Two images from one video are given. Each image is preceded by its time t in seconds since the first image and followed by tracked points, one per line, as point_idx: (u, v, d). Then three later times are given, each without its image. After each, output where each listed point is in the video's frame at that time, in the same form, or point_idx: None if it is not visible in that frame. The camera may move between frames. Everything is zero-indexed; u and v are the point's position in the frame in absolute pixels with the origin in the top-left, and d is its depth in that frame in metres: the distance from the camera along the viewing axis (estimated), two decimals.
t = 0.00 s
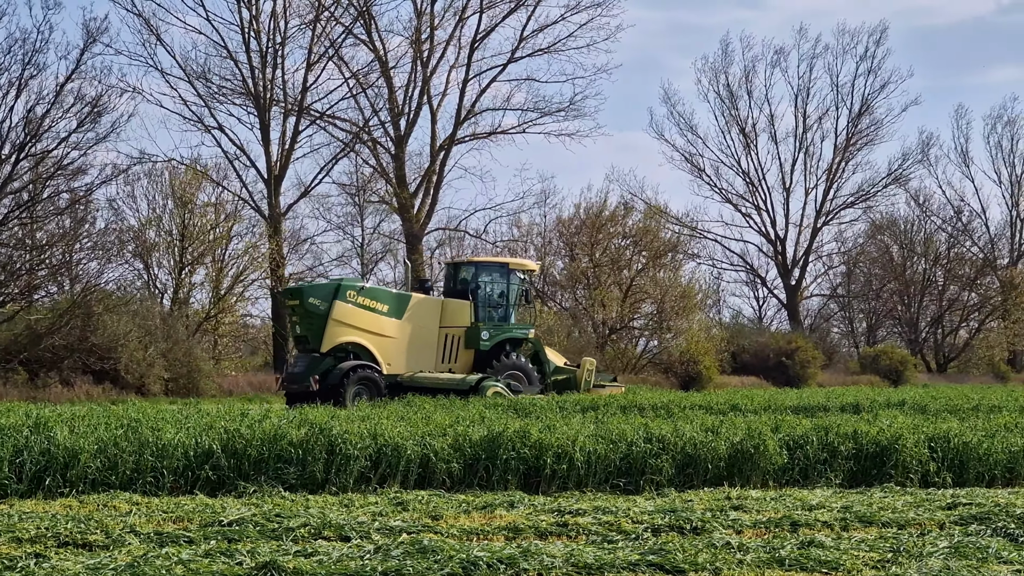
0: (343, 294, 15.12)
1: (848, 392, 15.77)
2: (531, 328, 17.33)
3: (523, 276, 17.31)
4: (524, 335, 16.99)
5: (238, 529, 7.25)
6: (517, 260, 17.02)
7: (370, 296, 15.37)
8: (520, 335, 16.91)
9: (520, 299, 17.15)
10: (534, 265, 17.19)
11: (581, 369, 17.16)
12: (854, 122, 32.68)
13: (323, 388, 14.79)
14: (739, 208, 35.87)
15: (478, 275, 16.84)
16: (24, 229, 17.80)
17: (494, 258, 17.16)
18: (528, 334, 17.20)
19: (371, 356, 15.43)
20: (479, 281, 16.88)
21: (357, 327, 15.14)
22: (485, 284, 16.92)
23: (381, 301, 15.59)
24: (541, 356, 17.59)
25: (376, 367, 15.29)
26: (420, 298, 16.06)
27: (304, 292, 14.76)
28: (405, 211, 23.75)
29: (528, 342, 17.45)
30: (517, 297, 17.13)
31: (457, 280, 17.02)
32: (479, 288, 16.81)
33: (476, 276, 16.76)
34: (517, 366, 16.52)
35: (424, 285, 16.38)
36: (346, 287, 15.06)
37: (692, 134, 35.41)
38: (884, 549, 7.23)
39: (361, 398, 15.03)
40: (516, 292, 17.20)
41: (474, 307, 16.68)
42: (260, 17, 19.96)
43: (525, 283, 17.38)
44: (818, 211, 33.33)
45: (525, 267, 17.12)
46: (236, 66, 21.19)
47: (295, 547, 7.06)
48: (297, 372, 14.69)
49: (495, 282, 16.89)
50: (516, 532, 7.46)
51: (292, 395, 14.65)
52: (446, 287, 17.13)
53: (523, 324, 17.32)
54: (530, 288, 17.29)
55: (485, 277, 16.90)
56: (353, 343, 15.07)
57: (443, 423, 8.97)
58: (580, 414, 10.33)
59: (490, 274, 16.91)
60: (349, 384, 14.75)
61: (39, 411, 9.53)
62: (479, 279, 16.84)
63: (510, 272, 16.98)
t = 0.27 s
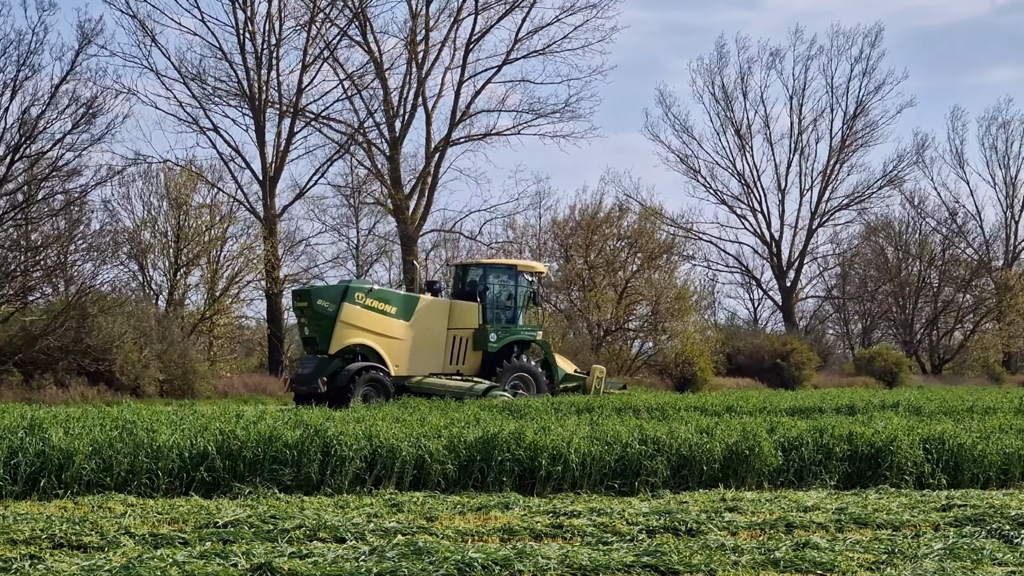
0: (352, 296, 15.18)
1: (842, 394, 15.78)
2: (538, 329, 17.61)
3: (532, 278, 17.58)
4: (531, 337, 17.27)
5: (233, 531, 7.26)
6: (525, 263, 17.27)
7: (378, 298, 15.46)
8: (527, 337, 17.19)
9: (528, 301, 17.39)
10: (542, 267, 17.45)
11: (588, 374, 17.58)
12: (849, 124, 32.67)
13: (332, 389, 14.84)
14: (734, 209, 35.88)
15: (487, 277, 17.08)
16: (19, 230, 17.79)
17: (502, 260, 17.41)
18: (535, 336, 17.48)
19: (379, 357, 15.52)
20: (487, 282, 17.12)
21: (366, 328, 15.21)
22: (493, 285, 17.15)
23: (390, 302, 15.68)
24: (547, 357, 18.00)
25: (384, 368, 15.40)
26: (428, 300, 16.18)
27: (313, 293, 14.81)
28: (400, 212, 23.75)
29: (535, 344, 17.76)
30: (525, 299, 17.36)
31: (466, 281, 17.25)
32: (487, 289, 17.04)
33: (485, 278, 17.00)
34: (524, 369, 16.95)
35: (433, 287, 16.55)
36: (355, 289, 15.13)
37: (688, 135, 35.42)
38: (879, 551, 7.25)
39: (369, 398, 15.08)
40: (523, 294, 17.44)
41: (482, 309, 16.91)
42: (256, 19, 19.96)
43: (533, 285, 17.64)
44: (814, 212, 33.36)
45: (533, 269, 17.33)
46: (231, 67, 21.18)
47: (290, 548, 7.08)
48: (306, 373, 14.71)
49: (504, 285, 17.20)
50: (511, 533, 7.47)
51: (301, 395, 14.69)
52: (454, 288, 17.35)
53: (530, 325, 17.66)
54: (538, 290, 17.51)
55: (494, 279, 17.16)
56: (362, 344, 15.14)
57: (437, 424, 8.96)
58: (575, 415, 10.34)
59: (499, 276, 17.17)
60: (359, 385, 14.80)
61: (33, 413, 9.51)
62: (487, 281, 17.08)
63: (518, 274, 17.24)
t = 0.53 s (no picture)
0: (362, 297, 15.51)
1: (841, 394, 15.77)
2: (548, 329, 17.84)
3: (541, 278, 17.83)
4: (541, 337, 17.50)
5: (231, 532, 7.27)
6: (535, 263, 17.53)
7: (388, 298, 15.79)
8: (537, 337, 17.42)
9: (538, 301, 17.64)
10: (551, 268, 17.72)
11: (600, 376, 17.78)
12: (847, 125, 32.67)
13: (343, 389, 15.14)
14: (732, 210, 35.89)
15: (497, 277, 17.33)
16: (17, 231, 17.81)
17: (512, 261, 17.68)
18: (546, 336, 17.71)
19: (390, 357, 15.83)
20: (497, 283, 17.32)
21: (376, 328, 15.54)
22: (503, 286, 17.36)
23: (400, 302, 16.01)
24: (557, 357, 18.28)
25: (394, 368, 15.71)
26: (438, 300, 16.47)
27: (324, 294, 15.15)
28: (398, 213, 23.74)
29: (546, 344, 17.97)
30: (535, 299, 17.61)
31: (476, 282, 17.49)
32: (497, 290, 17.26)
33: (495, 278, 17.24)
34: (535, 369, 17.22)
35: (444, 287, 16.84)
36: (364, 290, 15.45)
37: (686, 136, 35.44)
38: (876, 552, 7.27)
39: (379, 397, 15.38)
40: (533, 294, 17.70)
41: (492, 309, 17.16)
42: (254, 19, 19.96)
43: (542, 286, 17.88)
44: (811, 213, 33.36)
45: (543, 269, 17.59)
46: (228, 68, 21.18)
47: (288, 549, 7.09)
48: (317, 374, 15.03)
49: (515, 285, 17.44)
50: (509, 534, 7.48)
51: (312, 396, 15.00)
52: (465, 289, 17.59)
53: (541, 325, 17.87)
54: (547, 290, 17.78)
55: (504, 279, 17.40)
56: (372, 344, 15.46)
57: (436, 425, 8.95)
58: (574, 416, 10.34)
59: (510, 276, 17.42)
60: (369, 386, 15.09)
61: (32, 414, 9.52)
62: (497, 282, 17.29)
63: (528, 274, 17.51)
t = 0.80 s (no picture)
0: (370, 299, 15.70)
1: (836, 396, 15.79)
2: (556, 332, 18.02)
3: (550, 281, 17.99)
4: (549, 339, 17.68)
5: (226, 534, 7.27)
6: (544, 266, 17.69)
7: (396, 300, 16.00)
8: (546, 339, 17.60)
9: (546, 303, 17.86)
10: (560, 270, 17.89)
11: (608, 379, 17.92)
12: (842, 127, 32.68)
13: (351, 391, 15.31)
14: (727, 212, 35.90)
15: (506, 280, 17.45)
16: (12, 233, 17.39)
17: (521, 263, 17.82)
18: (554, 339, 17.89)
19: (398, 359, 16.02)
20: (506, 285, 17.43)
21: (385, 331, 15.73)
22: (512, 288, 17.50)
23: (407, 305, 16.22)
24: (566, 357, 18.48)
25: (403, 370, 15.89)
26: (446, 302, 16.66)
27: (332, 296, 15.34)
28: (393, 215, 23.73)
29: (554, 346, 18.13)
30: (544, 301, 17.82)
31: (485, 284, 17.55)
32: (506, 292, 17.41)
33: (504, 281, 17.35)
34: (544, 372, 17.46)
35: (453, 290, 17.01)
36: (373, 292, 15.64)
37: (681, 138, 35.46)
38: (871, 553, 7.29)
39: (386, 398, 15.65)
40: (541, 295, 17.92)
41: (501, 311, 17.32)
42: (250, 21, 19.95)
43: (551, 288, 18.05)
44: (806, 215, 33.37)
45: (551, 271, 17.79)
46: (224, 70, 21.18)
47: (283, 551, 7.10)
48: (326, 376, 15.18)
49: (523, 287, 17.59)
50: (504, 536, 7.49)
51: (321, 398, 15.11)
52: (474, 291, 17.65)
53: (549, 327, 18.03)
54: (556, 292, 18.00)
55: (513, 281, 17.53)
56: (381, 347, 15.64)
57: (431, 427, 8.94)
58: (569, 418, 10.31)
59: (518, 279, 17.58)
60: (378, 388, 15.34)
61: (24, 416, 9.49)
62: (507, 284, 17.40)
63: (537, 277, 17.68)
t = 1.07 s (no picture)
0: (379, 301, 16.05)
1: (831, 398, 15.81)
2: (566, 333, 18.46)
3: (559, 283, 18.47)
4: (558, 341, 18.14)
5: (221, 535, 7.28)
6: (554, 268, 18.17)
7: (406, 302, 16.36)
8: (554, 341, 18.08)
9: (555, 306, 18.32)
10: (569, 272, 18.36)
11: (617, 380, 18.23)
12: (837, 128, 32.66)
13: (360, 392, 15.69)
14: (723, 213, 35.89)
15: (516, 281, 17.98)
16: (6, 234, 17.30)
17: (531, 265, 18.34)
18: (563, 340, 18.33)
19: (407, 360, 16.38)
20: (515, 287, 17.98)
21: (394, 332, 16.07)
22: (521, 290, 18.01)
23: (417, 306, 16.57)
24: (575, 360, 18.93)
25: (411, 371, 16.26)
26: (455, 304, 17.04)
27: (343, 298, 15.65)
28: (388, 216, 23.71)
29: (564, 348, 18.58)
30: (553, 304, 18.29)
31: (494, 286, 18.13)
32: (516, 294, 17.94)
33: (513, 283, 17.88)
34: (552, 374, 17.93)
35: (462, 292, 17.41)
36: (382, 294, 16.00)
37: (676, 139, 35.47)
38: (866, 555, 7.30)
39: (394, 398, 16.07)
40: (551, 298, 18.40)
41: (511, 313, 17.81)
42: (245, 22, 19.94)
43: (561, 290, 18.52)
44: (802, 217, 33.36)
45: (560, 273, 18.26)
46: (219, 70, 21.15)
47: (278, 553, 7.10)
48: (335, 377, 15.53)
49: (533, 289, 18.11)
50: (499, 537, 7.50)
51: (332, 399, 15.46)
52: (484, 292, 18.24)
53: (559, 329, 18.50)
54: (565, 295, 18.47)
55: (523, 283, 18.07)
56: (390, 348, 16.00)
57: (426, 428, 8.93)
58: (563, 419, 10.32)
59: (528, 281, 18.09)
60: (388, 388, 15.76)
61: (18, 417, 9.49)
62: (516, 286, 17.95)
63: (546, 279, 18.15)
